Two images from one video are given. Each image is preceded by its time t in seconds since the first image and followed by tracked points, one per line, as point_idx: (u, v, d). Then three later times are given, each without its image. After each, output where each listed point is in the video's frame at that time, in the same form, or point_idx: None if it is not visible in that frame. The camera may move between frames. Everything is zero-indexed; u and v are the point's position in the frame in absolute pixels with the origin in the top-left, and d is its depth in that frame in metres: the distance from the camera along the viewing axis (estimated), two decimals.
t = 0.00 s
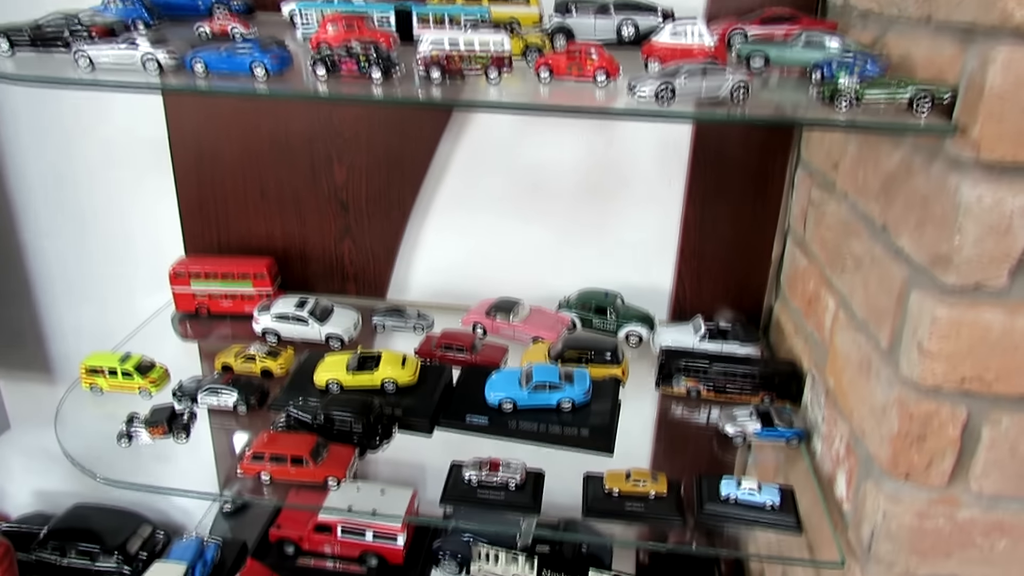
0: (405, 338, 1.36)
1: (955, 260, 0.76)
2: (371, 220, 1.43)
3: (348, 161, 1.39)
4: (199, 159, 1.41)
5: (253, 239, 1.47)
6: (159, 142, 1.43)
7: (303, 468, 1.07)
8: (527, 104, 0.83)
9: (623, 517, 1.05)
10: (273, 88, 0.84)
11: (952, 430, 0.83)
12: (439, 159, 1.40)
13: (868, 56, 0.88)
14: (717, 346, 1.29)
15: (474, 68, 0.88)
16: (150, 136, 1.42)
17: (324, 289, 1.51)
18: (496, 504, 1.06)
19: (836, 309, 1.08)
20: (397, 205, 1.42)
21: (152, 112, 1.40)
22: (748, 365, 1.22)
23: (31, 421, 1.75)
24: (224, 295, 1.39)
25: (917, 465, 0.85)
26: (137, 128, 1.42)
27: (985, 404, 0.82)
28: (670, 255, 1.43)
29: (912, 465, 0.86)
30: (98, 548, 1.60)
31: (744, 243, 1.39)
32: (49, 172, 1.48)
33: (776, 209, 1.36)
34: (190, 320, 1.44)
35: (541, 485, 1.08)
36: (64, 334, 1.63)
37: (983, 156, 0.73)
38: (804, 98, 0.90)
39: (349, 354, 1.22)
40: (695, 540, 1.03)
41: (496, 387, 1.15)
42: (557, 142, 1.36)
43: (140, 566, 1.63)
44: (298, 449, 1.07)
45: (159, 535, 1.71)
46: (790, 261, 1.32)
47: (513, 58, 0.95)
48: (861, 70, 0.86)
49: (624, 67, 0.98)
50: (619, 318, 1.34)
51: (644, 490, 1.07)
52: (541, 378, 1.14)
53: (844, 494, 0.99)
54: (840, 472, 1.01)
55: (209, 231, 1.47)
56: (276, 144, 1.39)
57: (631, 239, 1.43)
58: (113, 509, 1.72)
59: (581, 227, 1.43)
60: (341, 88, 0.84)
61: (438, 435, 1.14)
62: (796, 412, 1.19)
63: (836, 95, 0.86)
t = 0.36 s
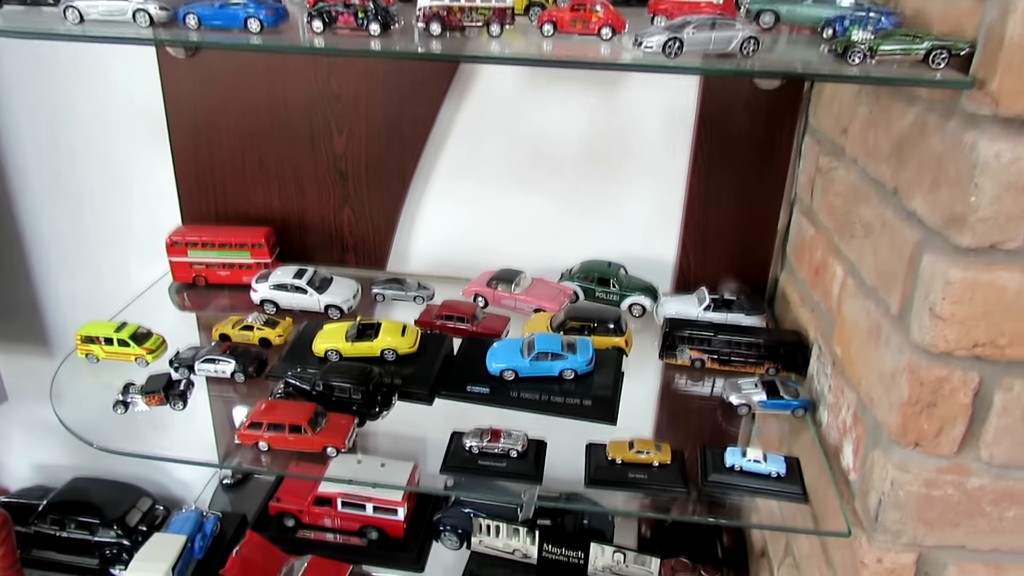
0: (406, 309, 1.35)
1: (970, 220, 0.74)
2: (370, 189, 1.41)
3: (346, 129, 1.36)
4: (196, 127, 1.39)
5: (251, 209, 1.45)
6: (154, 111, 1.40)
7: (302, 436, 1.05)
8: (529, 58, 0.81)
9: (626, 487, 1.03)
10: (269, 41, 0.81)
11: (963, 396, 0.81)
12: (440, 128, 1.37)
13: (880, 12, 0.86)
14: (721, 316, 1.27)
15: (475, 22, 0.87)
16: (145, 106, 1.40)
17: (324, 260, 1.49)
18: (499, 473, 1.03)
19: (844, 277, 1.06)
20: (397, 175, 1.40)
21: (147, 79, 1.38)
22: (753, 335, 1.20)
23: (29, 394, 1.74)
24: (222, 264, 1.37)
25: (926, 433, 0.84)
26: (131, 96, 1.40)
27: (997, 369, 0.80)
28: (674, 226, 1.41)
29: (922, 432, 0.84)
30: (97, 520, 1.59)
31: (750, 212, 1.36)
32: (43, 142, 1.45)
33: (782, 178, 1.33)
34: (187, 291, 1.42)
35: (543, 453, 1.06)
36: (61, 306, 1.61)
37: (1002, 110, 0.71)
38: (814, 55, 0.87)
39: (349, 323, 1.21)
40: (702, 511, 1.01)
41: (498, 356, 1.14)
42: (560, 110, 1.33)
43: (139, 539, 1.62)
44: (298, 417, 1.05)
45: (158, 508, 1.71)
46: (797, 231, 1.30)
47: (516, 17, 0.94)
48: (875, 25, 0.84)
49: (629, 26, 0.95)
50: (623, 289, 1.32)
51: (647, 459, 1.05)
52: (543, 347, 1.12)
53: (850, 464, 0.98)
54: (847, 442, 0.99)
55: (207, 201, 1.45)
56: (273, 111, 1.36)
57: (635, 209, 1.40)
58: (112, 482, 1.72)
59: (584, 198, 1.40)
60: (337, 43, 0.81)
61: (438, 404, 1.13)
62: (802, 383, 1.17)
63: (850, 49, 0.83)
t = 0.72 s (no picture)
0: (408, 282, 1.33)
1: (988, 182, 0.72)
2: (371, 161, 1.38)
3: (347, 99, 1.34)
4: (194, 98, 1.36)
5: (251, 181, 1.43)
6: (152, 81, 1.37)
7: (304, 407, 1.05)
8: (534, 17, 0.78)
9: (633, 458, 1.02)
10: None
11: (978, 364, 0.80)
12: (442, 98, 1.35)
13: None
14: (727, 289, 1.26)
15: None
16: (142, 75, 1.37)
17: (324, 233, 1.47)
18: (503, 444, 1.01)
19: (854, 247, 1.04)
20: (398, 146, 1.37)
21: (143, 48, 1.35)
22: (760, 307, 1.19)
23: (29, 369, 1.72)
24: (221, 237, 1.36)
25: (940, 402, 0.83)
26: (129, 66, 1.37)
27: (1014, 337, 0.78)
28: (679, 198, 1.39)
29: (935, 401, 0.83)
30: (98, 496, 1.59)
31: (757, 184, 1.34)
32: (40, 113, 1.43)
33: (790, 148, 1.31)
34: (187, 265, 1.41)
35: (548, 427, 1.05)
36: (60, 280, 1.60)
37: None
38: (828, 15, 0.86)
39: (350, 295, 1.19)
40: (703, 481, 1.02)
41: (501, 328, 1.13)
42: (565, 79, 1.31)
43: (141, 514, 1.62)
44: (299, 389, 1.04)
45: (160, 484, 1.70)
46: (805, 202, 1.28)
47: None
48: None
49: None
50: (628, 263, 1.30)
51: (653, 431, 1.03)
52: (548, 319, 1.11)
53: (860, 435, 0.97)
54: (856, 413, 0.98)
55: (206, 173, 1.43)
56: (272, 81, 1.33)
57: (640, 182, 1.38)
58: (114, 458, 1.71)
59: (589, 170, 1.38)
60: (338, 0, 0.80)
61: (442, 377, 1.11)
62: (809, 355, 1.16)
63: (866, 7, 0.83)
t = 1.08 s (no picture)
0: (410, 259, 1.32)
1: (1002, 145, 0.71)
2: (373, 137, 1.37)
3: (348, 74, 1.32)
4: (193, 72, 1.35)
5: (251, 157, 1.41)
6: (151, 55, 1.36)
7: (306, 381, 1.04)
8: None
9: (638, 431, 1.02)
10: None
11: (989, 332, 0.79)
12: (444, 72, 1.33)
13: None
14: (733, 265, 1.24)
15: None
16: (142, 49, 1.35)
17: (325, 210, 1.45)
18: (506, 417, 1.01)
19: (862, 218, 1.03)
20: (400, 122, 1.36)
21: (142, 21, 1.33)
22: (766, 281, 1.18)
23: (31, 349, 1.72)
24: (222, 214, 1.35)
25: (950, 371, 0.82)
26: (128, 40, 1.35)
27: None
28: (684, 173, 1.37)
29: (945, 370, 0.82)
30: (102, 475, 1.58)
31: (763, 158, 1.32)
32: (39, 88, 1.42)
33: (797, 122, 1.29)
34: (188, 241, 1.40)
35: (553, 400, 1.05)
36: (60, 259, 1.59)
37: None
38: None
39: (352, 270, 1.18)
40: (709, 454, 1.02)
41: (505, 303, 1.12)
42: (568, 52, 1.29)
43: (144, 493, 1.61)
44: (303, 361, 1.03)
45: (162, 464, 1.70)
46: (811, 176, 1.27)
47: None
48: None
49: None
50: (632, 238, 1.29)
51: (658, 404, 1.04)
52: (552, 293, 1.10)
53: (867, 407, 0.96)
54: (864, 385, 0.97)
55: (206, 149, 1.42)
56: (272, 56, 1.32)
57: (645, 157, 1.37)
58: (117, 438, 1.71)
59: (592, 145, 1.37)
60: None
61: (444, 351, 1.10)
62: (815, 330, 1.15)
63: None
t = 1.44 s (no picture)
0: (409, 229, 1.30)
1: (1013, 97, 0.69)
2: (371, 106, 1.35)
3: (345, 42, 1.30)
4: (188, 41, 1.33)
5: (248, 128, 1.40)
6: (145, 24, 1.34)
7: (302, 347, 1.03)
8: None
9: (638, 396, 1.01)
10: None
11: (996, 292, 0.77)
12: (442, 40, 1.31)
13: None
14: (735, 234, 1.23)
15: None
16: (135, 19, 1.33)
17: (324, 182, 1.44)
18: (504, 382, 1.00)
19: (867, 182, 1.01)
20: (398, 91, 1.34)
21: None
22: (769, 250, 1.17)
23: (29, 327, 1.71)
24: (219, 185, 1.33)
25: (956, 332, 0.80)
26: (121, 9, 1.33)
27: None
28: (686, 142, 1.35)
29: (951, 332, 0.80)
30: (102, 451, 1.58)
31: (767, 127, 1.30)
32: (32, 60, 1.40)
33: (801, 89, 1.27)
34: (185, 214, 1.39)
35: (553, 365, 1.04)
36: (57, 235, 1.58)
37: None
38: None
39: (349, 238, 1.17)
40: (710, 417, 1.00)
41: (504, 269, 1.12)
42: (569, 20, 1.27)
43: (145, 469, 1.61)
44: (298, 328, 1.03)
45: (162, 440, 1.70)
46: (816, 144, 1.24)
47: None
48: None
49: None
50: (634, 209, 1.27)
51: (660, 368, 1.03)
52: (551, 260, 1.09)
53: (872, 373, 0.94)
54: (868, 351, 0.96)
55: (203, 120, 1.40)
56: (267, 24, 1.30)
57: (646, 127, 1.35)
58: (116, 414, 1.70)
59: (593, 115, 1.35)
60: None
61: (443, 318, 1.10)
62: (819, 298, 1.14)
63: None
